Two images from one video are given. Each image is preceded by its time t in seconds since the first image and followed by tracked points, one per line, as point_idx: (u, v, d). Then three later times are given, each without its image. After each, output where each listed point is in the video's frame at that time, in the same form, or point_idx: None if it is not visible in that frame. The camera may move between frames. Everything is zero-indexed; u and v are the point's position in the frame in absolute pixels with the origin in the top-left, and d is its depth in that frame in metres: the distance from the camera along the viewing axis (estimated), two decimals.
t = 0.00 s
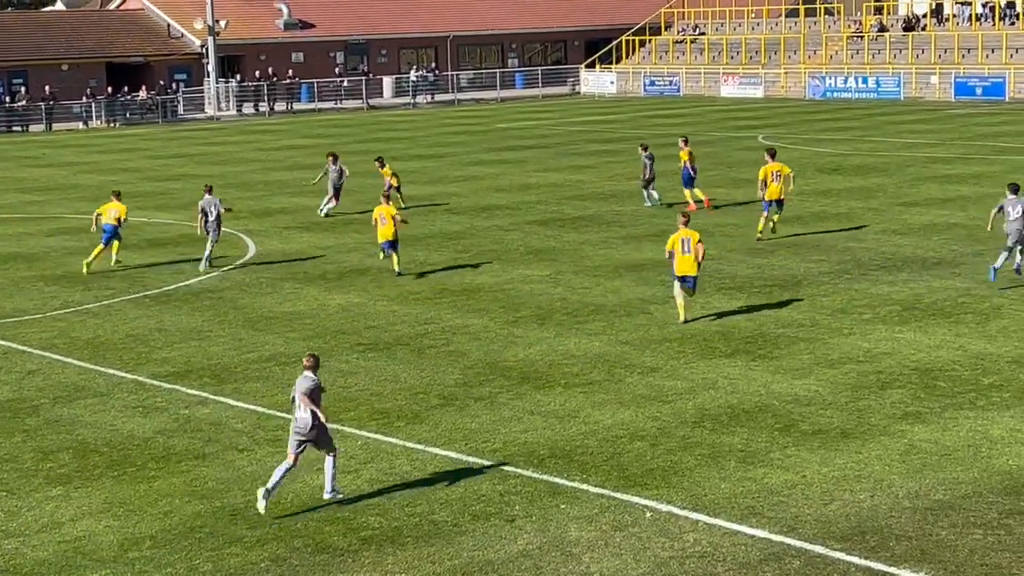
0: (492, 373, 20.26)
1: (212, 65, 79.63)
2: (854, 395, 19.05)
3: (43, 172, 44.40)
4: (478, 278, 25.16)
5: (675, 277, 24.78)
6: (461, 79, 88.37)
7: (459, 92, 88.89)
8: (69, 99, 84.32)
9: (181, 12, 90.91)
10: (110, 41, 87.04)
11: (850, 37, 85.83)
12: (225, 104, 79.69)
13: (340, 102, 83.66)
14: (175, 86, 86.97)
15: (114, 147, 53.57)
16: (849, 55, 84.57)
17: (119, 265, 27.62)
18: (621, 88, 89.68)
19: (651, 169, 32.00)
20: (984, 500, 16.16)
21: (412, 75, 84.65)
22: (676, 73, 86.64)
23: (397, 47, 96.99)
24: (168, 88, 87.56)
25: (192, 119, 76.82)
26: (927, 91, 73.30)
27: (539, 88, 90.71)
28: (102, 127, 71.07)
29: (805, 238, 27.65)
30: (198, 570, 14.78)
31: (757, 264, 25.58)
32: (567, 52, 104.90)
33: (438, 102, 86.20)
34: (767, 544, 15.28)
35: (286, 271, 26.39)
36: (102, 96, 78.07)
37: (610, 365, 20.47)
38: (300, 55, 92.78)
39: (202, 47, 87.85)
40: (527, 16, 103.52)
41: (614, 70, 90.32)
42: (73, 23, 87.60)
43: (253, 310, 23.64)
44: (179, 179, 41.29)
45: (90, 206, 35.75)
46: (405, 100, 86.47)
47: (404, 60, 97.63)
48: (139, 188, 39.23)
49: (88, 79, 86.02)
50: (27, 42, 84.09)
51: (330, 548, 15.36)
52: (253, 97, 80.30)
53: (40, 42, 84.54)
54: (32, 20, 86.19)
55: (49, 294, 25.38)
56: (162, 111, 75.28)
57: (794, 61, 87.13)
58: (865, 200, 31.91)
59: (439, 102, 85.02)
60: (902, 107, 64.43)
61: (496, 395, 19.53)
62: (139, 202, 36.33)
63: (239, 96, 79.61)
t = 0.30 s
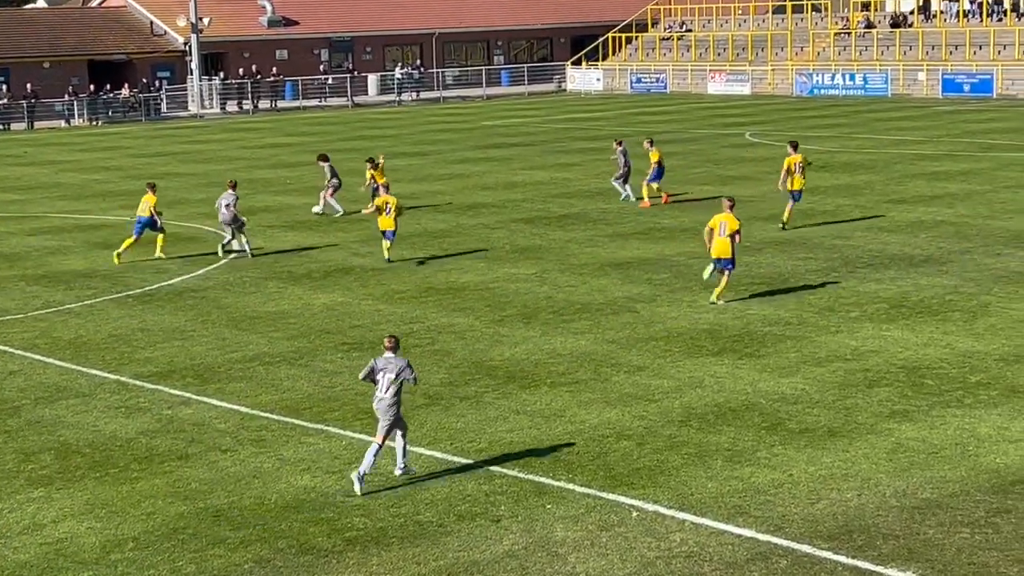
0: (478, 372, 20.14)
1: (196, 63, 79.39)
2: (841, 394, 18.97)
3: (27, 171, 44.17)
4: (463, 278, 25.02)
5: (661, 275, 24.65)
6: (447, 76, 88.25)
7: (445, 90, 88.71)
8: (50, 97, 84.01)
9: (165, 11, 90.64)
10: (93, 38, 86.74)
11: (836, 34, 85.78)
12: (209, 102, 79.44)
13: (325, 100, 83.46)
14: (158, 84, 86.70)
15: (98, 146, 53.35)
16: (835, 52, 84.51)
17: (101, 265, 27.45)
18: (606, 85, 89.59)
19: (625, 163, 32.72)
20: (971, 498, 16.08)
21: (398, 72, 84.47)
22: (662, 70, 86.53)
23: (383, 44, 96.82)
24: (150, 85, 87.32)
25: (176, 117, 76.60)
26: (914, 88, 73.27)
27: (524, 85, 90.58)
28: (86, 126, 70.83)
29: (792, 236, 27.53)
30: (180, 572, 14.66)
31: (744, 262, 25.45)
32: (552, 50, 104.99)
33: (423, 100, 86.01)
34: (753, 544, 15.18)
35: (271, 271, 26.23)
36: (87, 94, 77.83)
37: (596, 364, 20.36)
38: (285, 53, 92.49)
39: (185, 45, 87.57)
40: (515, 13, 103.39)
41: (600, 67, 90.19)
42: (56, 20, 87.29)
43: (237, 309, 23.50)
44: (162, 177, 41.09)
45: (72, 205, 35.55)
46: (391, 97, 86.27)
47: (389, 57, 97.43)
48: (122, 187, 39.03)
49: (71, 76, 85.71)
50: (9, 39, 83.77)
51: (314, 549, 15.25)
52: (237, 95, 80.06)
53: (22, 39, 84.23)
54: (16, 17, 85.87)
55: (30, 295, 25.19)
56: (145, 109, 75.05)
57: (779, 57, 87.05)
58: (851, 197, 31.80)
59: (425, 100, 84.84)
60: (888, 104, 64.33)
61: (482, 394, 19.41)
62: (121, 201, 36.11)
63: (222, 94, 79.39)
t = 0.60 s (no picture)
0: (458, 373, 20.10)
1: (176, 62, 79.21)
2: (822, 393, 18.97)
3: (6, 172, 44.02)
4: (443, 278, 24.99)
5: (641, 275, 24.63)
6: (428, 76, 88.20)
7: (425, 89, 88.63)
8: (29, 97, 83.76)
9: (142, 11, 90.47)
10: (72, 38, 86.51)
11: (816, 33, 85.85)
12: (189, 101, 79.29)
13: (305, 100, 83.35)
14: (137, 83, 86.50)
15: (77, 146, 53.19)
16: (815, 50, 84.60)
17: (79, 266, 27.37)
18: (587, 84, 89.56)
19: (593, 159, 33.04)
20: (951, 496, 16.10)
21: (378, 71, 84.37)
22: (643, 69, 86.56)
23: (362, 44, 96.70)
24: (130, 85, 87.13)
25: (156, 117, 76.42)
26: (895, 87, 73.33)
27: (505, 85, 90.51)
28: (67, 125, 70.66)
29: (772, 236, 27.54)
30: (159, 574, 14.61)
31: (723, 262, 25.43)
32: (533, 49, 105.01)
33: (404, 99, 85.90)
34: (733, 544, 15.18)
35: (250, 271, 26.17)
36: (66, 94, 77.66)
37: (576, 364, 20.34)
38: (264, 53, 92.31)
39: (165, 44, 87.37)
40: (497, 12, 103.39)
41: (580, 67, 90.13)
42: (36, 19, 87.02)
43: (216, 310, 23.44)
44: (140, 178, 40.98)
45: (50, 206, 35.44)
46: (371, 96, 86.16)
47: (368, 57, 97.33)
48: (101, 187, 38.91)
49: (49, 77, 85.49)
50: None
51: (294, 550, 15.21)
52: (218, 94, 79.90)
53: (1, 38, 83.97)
54: None
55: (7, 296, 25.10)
56: (125, 109, 74.86)
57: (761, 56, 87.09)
58: (831, 197, 31.82)
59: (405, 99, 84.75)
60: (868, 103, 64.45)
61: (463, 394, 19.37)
62: (100, 201, 36.02)
63: (203, 94, 79.23)
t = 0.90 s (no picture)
0: (432, 374, 20.07)
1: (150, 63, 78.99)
2: (796, 393, 19.00)
3: None
4: (418, 279, 24.97)
5: (616, 275, 24.66)
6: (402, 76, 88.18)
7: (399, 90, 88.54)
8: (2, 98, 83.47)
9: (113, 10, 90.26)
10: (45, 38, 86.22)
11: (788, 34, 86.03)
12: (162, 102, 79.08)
13: (278, 100, 83.18)
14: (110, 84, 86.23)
15: (51, 147, 53.03)
16: (788, 51, 84.76)
17: (52, 267, 27.30)
18: (562, 85, 89.58)
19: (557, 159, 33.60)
20: (924, 496, 16.15)
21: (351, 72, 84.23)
22: (617, 70, 86.70)
23: (336, 45, 96.55)
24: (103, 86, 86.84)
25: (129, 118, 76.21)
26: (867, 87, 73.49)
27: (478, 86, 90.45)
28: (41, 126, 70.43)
29: (745, 236, 27.60)
30: None
31: (697, 262, 25.45)
32: (508, 50, 105.11)
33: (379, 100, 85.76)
34: (708, 544, 15.20)
35: (224, 272, 26.12)
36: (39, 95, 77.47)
37: (550, 364, 20.34)
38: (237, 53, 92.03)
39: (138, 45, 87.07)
40: (472, 13, 103.44)
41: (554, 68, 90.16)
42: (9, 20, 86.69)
43: (190, 312, 23.38)
44: (114, 179, 40.96)
45: (23, 207, 35.32)
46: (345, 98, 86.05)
47: (342, 58, 97.18)
48: (74, 189, 38.80)
49: (21, 78, 85.22)
50: None
51: (269, 553, 15.18)
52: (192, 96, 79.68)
53: None
54: None
55: None
56: (97, 110, 74.62)
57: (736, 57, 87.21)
58: (805, 197, 31.90)
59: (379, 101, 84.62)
60: (841, 103, 64.62)
61: (437, 395, 19.34)
62: (72, 203, 35.92)
63: (176, 95, 79.02)
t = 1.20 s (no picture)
0: (401, 375, 20.05)
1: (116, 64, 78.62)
2: (764, 393, 19.08)
3: None
4: (386, 280, 24.96)
5: (584, 276, 24.68)
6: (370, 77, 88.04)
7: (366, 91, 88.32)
8: None
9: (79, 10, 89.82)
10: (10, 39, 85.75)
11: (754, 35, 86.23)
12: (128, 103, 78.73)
13: (245, 101, 82.88)
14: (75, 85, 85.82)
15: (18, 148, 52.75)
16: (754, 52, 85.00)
17: (16, 270, 27.15)
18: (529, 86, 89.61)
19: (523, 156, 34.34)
20: (891, 494, 16.24)
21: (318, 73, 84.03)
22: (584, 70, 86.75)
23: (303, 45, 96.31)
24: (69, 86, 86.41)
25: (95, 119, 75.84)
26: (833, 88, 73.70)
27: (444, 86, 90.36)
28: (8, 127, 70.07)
29: (713, 236, 27.67)
30: None
31: (666, 262, 25.48)
32: (475, 51, 105.44)
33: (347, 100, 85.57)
34: (677, 544, 15.25)
35: (192, 274, 26.04)
36: (7, 95, 77.07)
37: (519, 364, 20.34)
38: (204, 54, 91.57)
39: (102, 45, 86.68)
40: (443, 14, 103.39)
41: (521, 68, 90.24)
42: None
43: (156, 314, 23.29)
44: (81, 180, 40.86)
45: None
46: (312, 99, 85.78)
47: (309, 58, 96.94)
48: (41, 191, 38.58)
49: None
50: None
51: (238, 555, 15.15)
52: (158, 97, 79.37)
53: None
54: None
55: None
56: (63, 111, 74.22)
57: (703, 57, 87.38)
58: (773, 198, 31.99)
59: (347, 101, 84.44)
60: (809, 103, 64.81)
61: (405, 397, 19.32)
62: (38, 204, 35.73)
63: (143, 96, 78.70)
